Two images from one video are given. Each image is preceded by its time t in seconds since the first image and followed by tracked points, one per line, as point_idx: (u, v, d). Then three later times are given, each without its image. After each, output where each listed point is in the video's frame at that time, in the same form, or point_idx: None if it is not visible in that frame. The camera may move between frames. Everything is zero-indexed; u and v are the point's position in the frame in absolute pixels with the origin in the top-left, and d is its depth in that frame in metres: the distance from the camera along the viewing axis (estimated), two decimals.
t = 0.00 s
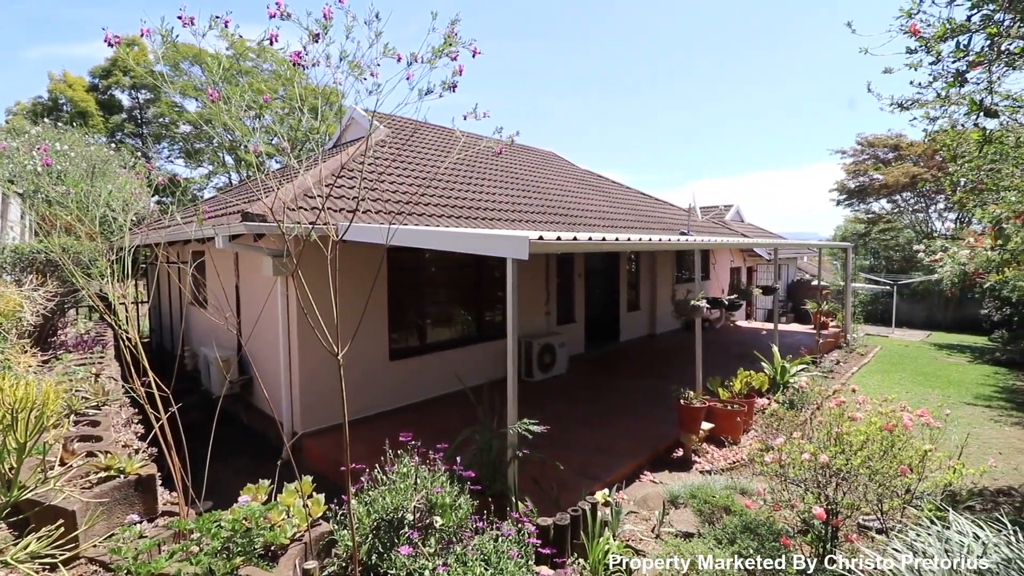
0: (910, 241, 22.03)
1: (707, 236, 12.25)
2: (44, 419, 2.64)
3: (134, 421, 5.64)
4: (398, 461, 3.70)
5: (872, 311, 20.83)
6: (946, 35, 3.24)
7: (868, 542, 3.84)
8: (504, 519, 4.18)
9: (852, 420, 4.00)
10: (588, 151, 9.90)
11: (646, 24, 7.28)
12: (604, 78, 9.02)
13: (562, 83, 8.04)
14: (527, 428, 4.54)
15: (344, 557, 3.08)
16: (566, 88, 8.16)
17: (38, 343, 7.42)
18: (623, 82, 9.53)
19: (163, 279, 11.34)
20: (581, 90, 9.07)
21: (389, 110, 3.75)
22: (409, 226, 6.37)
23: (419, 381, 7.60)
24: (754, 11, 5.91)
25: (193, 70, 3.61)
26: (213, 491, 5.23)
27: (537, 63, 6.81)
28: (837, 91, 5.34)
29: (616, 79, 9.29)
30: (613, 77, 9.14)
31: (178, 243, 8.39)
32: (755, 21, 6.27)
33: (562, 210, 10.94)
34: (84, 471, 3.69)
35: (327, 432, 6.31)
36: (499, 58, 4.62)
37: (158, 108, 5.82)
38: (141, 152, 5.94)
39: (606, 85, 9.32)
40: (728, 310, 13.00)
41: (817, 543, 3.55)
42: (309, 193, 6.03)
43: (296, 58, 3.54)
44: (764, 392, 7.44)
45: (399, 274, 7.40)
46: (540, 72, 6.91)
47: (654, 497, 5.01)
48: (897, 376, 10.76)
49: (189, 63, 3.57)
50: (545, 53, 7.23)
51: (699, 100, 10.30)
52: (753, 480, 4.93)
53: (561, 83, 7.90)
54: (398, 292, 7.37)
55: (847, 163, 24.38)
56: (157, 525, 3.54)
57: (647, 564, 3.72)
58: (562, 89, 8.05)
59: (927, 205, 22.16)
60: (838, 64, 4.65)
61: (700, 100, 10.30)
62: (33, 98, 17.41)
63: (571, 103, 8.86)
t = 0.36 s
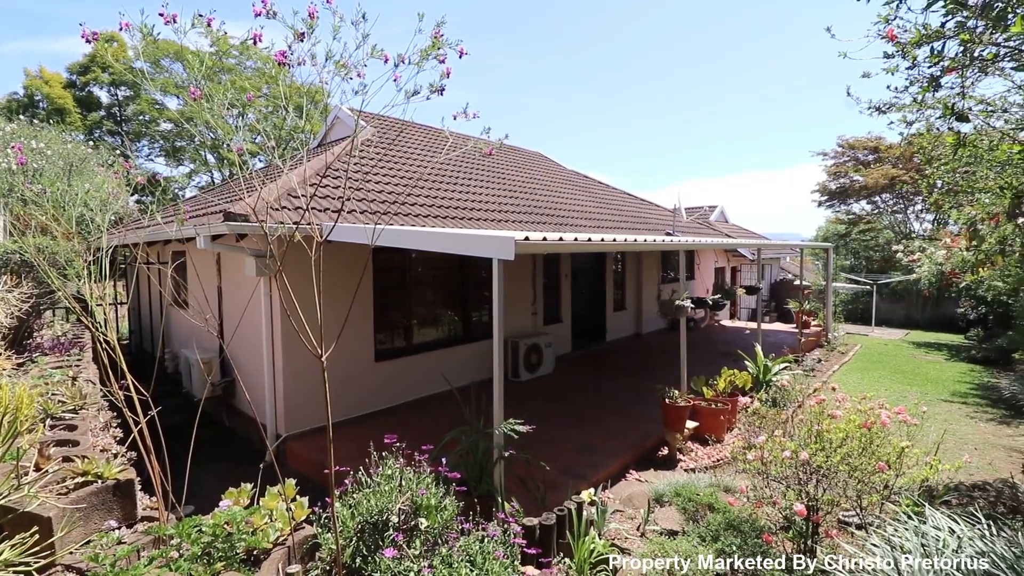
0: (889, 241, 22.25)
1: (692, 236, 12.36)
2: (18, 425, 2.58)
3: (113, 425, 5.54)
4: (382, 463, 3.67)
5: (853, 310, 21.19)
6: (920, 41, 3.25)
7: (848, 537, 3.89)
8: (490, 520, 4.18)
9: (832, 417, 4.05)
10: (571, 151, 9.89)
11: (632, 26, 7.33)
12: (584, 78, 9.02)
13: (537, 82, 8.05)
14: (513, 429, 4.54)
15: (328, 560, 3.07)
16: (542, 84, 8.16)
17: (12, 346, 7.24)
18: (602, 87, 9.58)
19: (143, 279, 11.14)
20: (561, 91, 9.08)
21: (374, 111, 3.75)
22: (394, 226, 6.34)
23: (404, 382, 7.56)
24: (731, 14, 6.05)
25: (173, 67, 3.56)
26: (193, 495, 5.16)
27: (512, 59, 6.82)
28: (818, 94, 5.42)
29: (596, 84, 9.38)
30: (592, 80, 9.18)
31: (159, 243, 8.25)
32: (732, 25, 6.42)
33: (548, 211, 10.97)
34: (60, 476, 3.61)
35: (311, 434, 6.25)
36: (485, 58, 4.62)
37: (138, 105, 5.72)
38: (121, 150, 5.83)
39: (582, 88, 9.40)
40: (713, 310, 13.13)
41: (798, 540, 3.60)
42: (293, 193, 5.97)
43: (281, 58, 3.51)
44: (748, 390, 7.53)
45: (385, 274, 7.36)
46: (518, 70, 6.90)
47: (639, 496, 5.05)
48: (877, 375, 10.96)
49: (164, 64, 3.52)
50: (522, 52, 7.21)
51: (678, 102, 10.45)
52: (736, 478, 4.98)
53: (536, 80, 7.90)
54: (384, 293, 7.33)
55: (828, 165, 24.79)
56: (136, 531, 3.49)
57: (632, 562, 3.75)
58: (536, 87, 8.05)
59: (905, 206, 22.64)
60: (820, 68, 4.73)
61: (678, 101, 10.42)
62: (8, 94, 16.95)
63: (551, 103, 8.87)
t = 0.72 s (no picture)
0: (869, 242, 22.36)
1: (677, 236, 12.47)
2: None
3: (91, 429, 5.43)
4: (367, 465, 3.65)
5: (834, 309, 21.55)
6: (896, 46, 3.32)
7: (828, 532, 3.96)
8: (476, 521, 4.18)
9: (812, 415, 4.11)
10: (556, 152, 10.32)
11: (618, 27, 7.40)
12: (585, 78, 9.24)
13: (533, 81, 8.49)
14: (499, 429, 4.54)
15: (312, 563, 3.03)
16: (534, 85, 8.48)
17: None
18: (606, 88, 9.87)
19: (122, 280, 10.93)
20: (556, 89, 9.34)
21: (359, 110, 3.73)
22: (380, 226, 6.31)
23: (390, 383, 7.52)
24: (730, 14, 5.79)
25: (154, 64, 3.46)
26: (174, 500, 5.09)
27: (508, 60, 7.13)
28: (800, 96, 5.51)
29: (599, 85, 9.68)
30: (595, 81, 9.49)
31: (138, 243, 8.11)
32: (731, 26, 6.20)
33: (534, 211, 10.98)
34: (36, 482, 3.54)
35: (295, 436, 6.19)
36: (470, 58, 4.62)
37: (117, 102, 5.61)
38: (99, 148, 5.72)
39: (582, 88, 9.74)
40: (697, 309, 13.27)
41: (780, 535, 3.64)
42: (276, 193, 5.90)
43: (263, 57, 3.48)
44: (732, 389, 7.62)
45: (370, 275, 7.31)
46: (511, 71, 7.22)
47: (624, 495, 5.09)
48: (857, 372, 11.17)
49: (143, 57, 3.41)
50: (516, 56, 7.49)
51: (681, 101, 10.43)
52: (720, 475, 5.05)
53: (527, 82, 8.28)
54: (370, 293, 7.29)
55: (810, 166, 25.19)
56: (115, 537, 3.43)
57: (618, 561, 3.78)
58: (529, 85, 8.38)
59: (884, 207, 23.14)
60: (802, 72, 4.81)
61: (680, 101, 10.42)
62: None
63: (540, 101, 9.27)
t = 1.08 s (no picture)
0: (848, 243, 22.40)
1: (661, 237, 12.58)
2: None
3: (67, 433, 5.32)
4: (351, 467, 3.63)
5: (815, 308, 21.92)
6: (873, 52, 3.37)
7: (808, 528, 4.04)
8: (461, 522, 4.18)
9: (792, 413, 4.20)
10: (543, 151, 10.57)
11: (601, 27, 7.49)
12: (574, 79, 9.38)
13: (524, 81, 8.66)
14: (485, 430, 4.54)
15: (295, 567, 3.01)
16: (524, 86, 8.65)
17: None
18: (596, 88, 9.97)
19: (100, 280, 10.73)
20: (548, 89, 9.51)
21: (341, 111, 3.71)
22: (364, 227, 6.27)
23: (375, 384, 7.48)
24: (720, 14, 5.75)
25: (133, 60, 3.36)
26: (153, 505, 5.01)
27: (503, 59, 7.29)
28: (780, 99, 5.61)
29: (589, 85, 9.77)
30: (584, 81, 9.59)
31: (117, 243, 7.96)
32: (721, 25, 6.18)
33: (519, 211, 11.00)
34: (10, 488, 3.45)
35: (277, 439, 6.13)
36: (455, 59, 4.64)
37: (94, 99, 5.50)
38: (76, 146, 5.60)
39: (570, 89, 9.91)
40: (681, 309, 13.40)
41: (760, 532, 3.68)
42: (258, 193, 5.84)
43: (242, 56, 3.42)
44: (715, 388, 7.72)
45: (355, 276, 7.26)
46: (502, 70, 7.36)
47: (610, 493, 5.13)
48: (837, 370, 11.38)
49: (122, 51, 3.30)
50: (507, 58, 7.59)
51: (671, 102, 10.52)
52: (703, 473, 5.11)
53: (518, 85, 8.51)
54: (355, 294, 7.25)
55: (792, 168, 25.60)
56: (92, 543, 3.36)
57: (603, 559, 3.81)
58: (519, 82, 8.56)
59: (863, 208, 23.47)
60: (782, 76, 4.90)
61: (669, 101, 10.52)
62: None
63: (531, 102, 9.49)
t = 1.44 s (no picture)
0: (828, 243, 23.00)
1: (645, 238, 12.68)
2: None
3: (41, 439, 5.20)
4: (335, 470, 3.61)
5: (795, 308, 22.27)
6: (848, 59, 3.42)
7: (788, 524, 4.10)
8: (446, 524, 4.17)
9: (771, 411, 4.27)
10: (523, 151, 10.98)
11: (583, 32, 7.60)
12: (566, 81, 9.60)
13: (513, 81, 8.99)
14: (470, 431, 4.54)
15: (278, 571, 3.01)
16: (513, 80, 8.78)
17: None
18: (589, 90, 10.18)
19: (77, 282, 10.52)
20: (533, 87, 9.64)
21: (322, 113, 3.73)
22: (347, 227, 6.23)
23: (359, 386, 7.43)
24: (696, 14, 5.88)
25: (111, 56, 3.31)
26: (131, 511, 4.93)
27: (483, 64, 7.73)
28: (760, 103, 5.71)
29: (583, 87, 10.00)
30: (578, 84, 9.81)
31: (94, 244, 7.80)
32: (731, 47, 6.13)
33: (505, 212, 11.02)
34: None
35: (259, 443, 6.06)
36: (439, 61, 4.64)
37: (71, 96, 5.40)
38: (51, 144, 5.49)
39: (564, 90, 10.10)
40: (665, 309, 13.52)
41: (741, 529, 3.74)
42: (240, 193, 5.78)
43: (221, 58, 3.39)
44: (698, 387, 7.80)
45: (339, 277, 7.22)
46: (484, 72, 7.84)
47: (594, 493, 5.16)
48: (817, 368, 11.58)
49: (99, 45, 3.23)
50: (488, 61, 7.89)
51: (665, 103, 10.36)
52: (686, 471, 5.17)
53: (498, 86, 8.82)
54: (338, 295, 7.20)
55: (773, 170, 26.00)
56: (68, 551, 3.29)
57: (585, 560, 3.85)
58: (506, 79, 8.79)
59: (842, 210, 24.00)
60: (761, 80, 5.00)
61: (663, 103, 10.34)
62: None
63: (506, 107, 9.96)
